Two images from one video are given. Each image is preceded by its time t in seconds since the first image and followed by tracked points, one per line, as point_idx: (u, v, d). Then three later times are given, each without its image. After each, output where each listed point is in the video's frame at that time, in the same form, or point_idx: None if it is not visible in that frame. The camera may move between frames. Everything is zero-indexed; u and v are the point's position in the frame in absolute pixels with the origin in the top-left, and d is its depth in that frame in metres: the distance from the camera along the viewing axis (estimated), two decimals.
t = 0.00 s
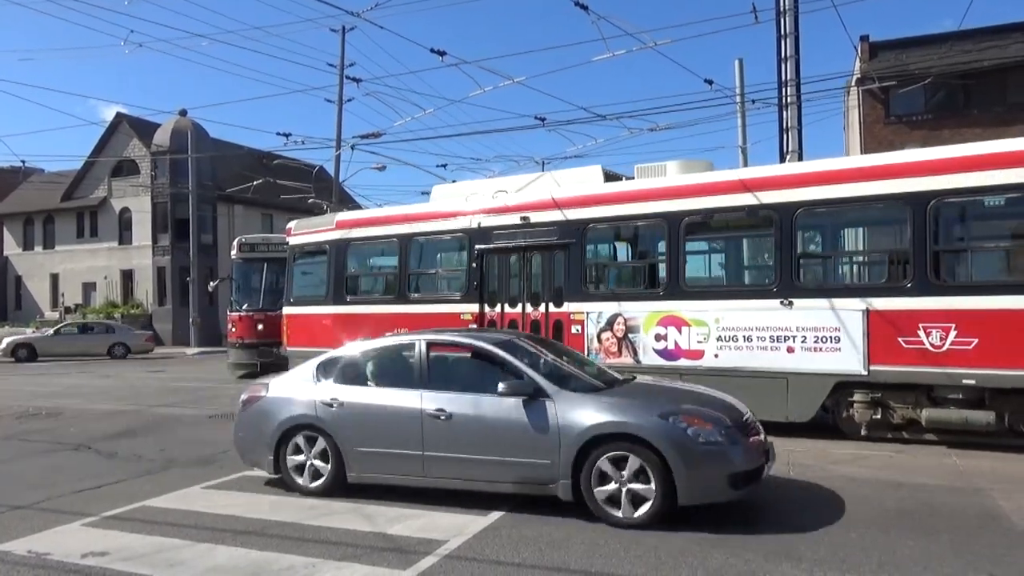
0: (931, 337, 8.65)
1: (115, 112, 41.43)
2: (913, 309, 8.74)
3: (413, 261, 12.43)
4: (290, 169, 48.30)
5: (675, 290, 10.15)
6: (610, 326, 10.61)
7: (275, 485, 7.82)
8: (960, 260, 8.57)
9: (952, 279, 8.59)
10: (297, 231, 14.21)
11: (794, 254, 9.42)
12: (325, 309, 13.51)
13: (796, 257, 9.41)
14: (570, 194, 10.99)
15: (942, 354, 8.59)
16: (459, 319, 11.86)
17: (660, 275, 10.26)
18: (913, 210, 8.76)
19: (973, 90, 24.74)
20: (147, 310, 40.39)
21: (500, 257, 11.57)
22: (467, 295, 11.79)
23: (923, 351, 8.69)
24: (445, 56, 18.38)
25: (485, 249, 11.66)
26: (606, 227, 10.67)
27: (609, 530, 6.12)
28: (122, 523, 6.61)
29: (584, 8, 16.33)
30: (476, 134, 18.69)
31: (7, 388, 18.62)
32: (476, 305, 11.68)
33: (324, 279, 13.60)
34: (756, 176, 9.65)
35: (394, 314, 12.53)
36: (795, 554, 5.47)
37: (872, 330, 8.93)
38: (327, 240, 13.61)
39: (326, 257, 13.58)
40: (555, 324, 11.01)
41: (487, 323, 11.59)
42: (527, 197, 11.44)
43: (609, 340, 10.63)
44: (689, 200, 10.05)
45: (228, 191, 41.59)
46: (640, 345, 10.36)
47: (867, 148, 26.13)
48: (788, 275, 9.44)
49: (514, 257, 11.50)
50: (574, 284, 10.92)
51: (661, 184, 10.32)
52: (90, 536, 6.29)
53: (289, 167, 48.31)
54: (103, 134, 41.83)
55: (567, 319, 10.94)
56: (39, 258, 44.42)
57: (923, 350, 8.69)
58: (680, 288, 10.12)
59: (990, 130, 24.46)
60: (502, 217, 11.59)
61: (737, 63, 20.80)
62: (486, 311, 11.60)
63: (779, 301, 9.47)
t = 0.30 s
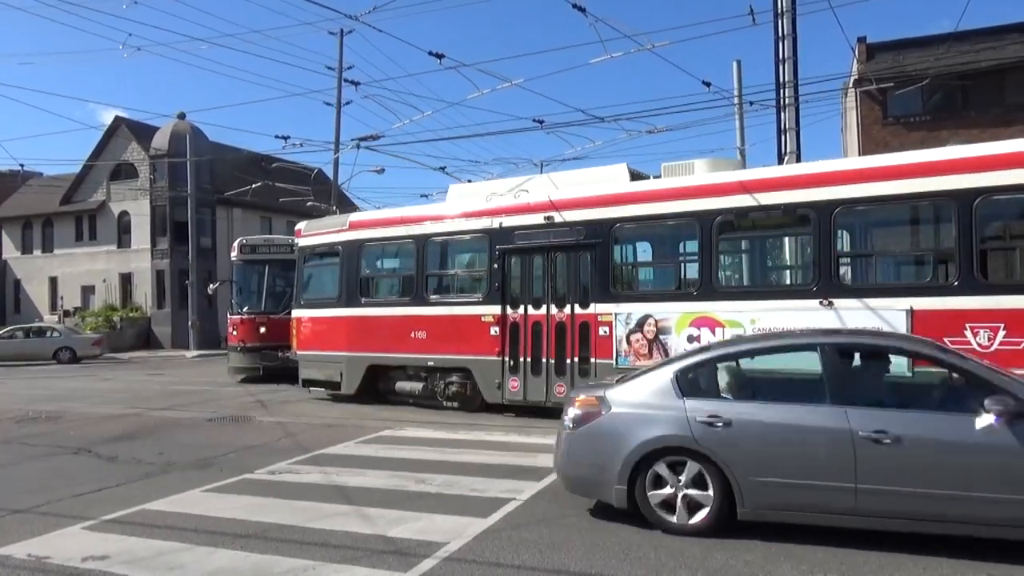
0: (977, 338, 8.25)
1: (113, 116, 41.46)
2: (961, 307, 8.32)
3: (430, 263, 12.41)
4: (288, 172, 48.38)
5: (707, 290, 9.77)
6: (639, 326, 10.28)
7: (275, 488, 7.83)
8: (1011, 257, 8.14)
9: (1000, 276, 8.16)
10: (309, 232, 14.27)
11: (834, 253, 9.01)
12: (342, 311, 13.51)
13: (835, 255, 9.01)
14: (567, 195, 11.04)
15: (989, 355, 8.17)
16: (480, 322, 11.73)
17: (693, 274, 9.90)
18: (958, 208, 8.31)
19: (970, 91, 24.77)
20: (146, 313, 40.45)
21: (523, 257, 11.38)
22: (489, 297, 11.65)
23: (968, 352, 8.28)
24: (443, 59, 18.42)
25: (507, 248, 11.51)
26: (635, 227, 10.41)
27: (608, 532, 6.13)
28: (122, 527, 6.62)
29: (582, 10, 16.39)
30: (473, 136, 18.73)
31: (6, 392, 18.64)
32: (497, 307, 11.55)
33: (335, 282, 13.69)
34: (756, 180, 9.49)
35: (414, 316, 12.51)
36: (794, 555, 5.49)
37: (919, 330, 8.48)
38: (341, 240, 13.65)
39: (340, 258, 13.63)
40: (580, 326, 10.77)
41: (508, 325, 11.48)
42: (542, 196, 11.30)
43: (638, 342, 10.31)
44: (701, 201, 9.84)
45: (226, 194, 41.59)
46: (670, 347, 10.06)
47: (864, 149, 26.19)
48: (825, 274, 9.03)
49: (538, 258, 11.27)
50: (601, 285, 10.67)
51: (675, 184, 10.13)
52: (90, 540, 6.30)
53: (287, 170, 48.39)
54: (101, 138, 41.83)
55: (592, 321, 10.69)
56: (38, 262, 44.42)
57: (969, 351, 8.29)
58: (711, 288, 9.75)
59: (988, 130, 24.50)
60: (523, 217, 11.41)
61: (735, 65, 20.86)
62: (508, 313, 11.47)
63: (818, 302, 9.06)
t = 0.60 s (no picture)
0: None
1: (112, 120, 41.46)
2: (1012, 309, 8.19)
3: (450, 265, 12.13)
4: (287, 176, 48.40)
5: (744, 291, 9.68)
6: (672, 329, 10.14)
7: (274, 492, 7.82)
8: None
9: None
10: (320, 235, 14.01)
11: (876, 252, 8.92)
12: (357, 315, 13.21)
13: (877, 255, 8.91)
14: (566, 198, 11.09)
15: None
16: (503, 325, 11.44)
17: (727, 276, 9.81)
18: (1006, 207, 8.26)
19: (969, 92, 24.81)
20: (145, 317, 40.42)
21: (548, 259, 11.16)
22: (512, 300, 11.38)
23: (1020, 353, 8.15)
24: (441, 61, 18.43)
25: (530, 249, 11.28)
26: (664, 227, 10.25)
27: (608, 535, 6.12)
28: (121, 531, 6.61)
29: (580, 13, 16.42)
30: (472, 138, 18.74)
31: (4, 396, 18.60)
32: (521, 310, 11.28)
33: (349, 286, 13.43)
34: (754, 182, 9.64)
35: (433, 319, 12.21)
36: (795, 557, 5.48)
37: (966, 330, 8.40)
38: (355, 242, 13.39)
39: (354, 260, 13.35)
40: (609, 329, 10.58)
41: (534, 328, 11.18)
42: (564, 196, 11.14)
43: (671, 345, 10.14)
44: (727, 202, 9.79)
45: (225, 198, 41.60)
46: (705, 350, 9.91)
47: (862, 151, 26.24)
48: (867, 273, 8.94)
49: (564, 258, 11.04)
50: (631, 287, 10.49)
51: (700, 184, 10.06)
52: (89, 544, 6.29)
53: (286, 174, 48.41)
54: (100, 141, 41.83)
55: (624, 323, 10.49)
56: (37, 266, 44.37)
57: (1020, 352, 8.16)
58: (748, 289, 9.65)
59: (986, 131, 24.52)
60: (547, 218, 11.20)
61: (733, 66, 20.91)
62: (533, 316, 11.20)
63: (857, 303, 8.97)
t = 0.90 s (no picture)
0: None
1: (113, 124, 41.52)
2: None
3: (473, 267, 11.78)
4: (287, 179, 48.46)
5: (784, 292, 9.46)
6: (708, 332, 9.89)
7: (275, 496, 7.81)
8: None
9: None
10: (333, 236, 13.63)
11: (923, 252, 8.75)
12: (372, 318, 12.80)
13: (925, 255, 8.74)
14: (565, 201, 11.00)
15: None
16: (529, 328, 11.11)
17: (768, 277, 9.57)
18: None
19: (968, 94, 24.83)
20: (146, 321, 40.46)
21: (577, 260, 10.84)
22: (539, 302, 11.06)
23: None
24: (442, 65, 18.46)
25: (558, 250, 10.94)
26: (699, 227, 9.99)
27: (610, 538, 6.11)
28: (121, 535, 6.61)
29: (580, 17, 16.44)
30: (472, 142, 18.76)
31: (5, 400, 18.61)
32: (549, 312, 10.96)
33: (365, 287, 13.03)
34: (755, 184, 9.65)
35: (454, 322, 11.86)
36: (797, 561, 5.47)
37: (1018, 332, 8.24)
38: (372, 243, 12.96)
39: (371, 261, 12.92)
40: (641, 331, 10.31)
41: (562, 331, 10.89)
42: (588, 196, 10.86)
43: (707, 348, 9.89)
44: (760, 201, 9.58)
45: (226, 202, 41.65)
46: (743, 353, 9.67)
47: (863, 153, 26.25)
48: (914, 274, 8.78)
49: (593, 259, 10.74)
50: (664, 288, 10.22)
51: (739, 181, 9.78)
52: (91, 548, 6.29)
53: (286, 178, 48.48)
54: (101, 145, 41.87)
55: (658, 326, 10.22)
56: (38, 270, 44.41)
57: None
58: (789, 291, 9.43)
59: (986, 133, 24.55)
60: (570, 219, 10.91)
61: (733, 69, 20.96)
62: (561, 318, 10.90)
63: (905, 304, 8.81)
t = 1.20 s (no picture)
0: None
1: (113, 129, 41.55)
2: None
3: (497, 268, 11.59)
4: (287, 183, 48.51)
5: (826, 292, 9.27)
6: (745, 334, 9.69)
7: (277, 500, 7.81)
8: None
9: None
10: (349, 237, 13.40)
11: (972, 251, 8.55)
12: (391, 321, 12.57)
13: (974, 254, 8.54)
14: (563, 203, 11.05)
15: None
16: (558, 330, 10.91)
17: (809, 277, 9.39)
18: None
19: (968, 96, 24.85)
20: (146, 325, 40.45)
21: (607, 261, 10.66)
22: (568, 304, 10.89)
23: None
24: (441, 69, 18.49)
25: (586, 250, 10.80)
26: (736, 226, 9.80)
27: (611, 541, 6.09)
28: (122, 540, 6.60)
29: (579, 19, 16.46)
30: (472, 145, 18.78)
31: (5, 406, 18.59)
32: (578, 314, 10.79)
33: (383, 289, 12.78)
34: (756, 186, 9.70)
35: (479, 325, 11.65)
36: (799, 562, 5.46)
37: None
38: (391, 244, 12.71)
39: (389, 263, 12.69)
40: (674, 334, 10.10)
41: (591, 333, 10.72)
42: (617, 195, 10.71)
43: (745, 350, 9.68)
44: (780, 200, 9.52)
45: (225, 206, 41.67)
46: (783, 355, 9.48)
47: (862, 154, 26.26)
48: (963, 273, 8.57)
49: (624, 259, 10.55)
50: (699, 289, 10.01)
51: (760, 181, 9.70)
52: (92, 554, 6.27)
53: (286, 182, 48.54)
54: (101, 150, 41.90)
55: (692, 327, 10.01)
56: (38, 275, 44.40)
57: None
58: (831, 291, 9.24)
59: (986, 134, 24.58)
60: (595, 218, 10.78)
61: (732, 71, 20.99)
62: (590, 320, 10.73)
63: (954, 304, 8.60)
